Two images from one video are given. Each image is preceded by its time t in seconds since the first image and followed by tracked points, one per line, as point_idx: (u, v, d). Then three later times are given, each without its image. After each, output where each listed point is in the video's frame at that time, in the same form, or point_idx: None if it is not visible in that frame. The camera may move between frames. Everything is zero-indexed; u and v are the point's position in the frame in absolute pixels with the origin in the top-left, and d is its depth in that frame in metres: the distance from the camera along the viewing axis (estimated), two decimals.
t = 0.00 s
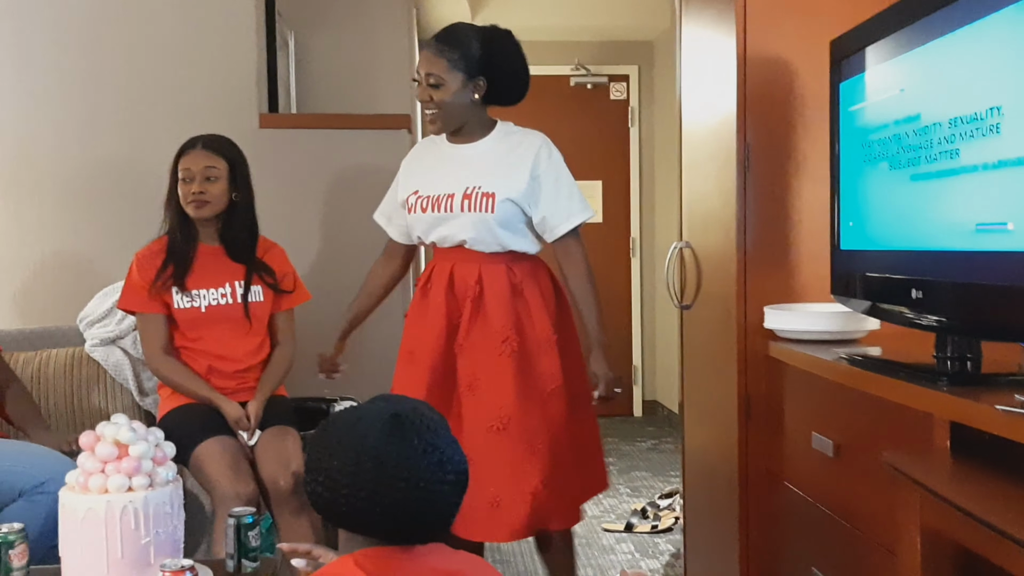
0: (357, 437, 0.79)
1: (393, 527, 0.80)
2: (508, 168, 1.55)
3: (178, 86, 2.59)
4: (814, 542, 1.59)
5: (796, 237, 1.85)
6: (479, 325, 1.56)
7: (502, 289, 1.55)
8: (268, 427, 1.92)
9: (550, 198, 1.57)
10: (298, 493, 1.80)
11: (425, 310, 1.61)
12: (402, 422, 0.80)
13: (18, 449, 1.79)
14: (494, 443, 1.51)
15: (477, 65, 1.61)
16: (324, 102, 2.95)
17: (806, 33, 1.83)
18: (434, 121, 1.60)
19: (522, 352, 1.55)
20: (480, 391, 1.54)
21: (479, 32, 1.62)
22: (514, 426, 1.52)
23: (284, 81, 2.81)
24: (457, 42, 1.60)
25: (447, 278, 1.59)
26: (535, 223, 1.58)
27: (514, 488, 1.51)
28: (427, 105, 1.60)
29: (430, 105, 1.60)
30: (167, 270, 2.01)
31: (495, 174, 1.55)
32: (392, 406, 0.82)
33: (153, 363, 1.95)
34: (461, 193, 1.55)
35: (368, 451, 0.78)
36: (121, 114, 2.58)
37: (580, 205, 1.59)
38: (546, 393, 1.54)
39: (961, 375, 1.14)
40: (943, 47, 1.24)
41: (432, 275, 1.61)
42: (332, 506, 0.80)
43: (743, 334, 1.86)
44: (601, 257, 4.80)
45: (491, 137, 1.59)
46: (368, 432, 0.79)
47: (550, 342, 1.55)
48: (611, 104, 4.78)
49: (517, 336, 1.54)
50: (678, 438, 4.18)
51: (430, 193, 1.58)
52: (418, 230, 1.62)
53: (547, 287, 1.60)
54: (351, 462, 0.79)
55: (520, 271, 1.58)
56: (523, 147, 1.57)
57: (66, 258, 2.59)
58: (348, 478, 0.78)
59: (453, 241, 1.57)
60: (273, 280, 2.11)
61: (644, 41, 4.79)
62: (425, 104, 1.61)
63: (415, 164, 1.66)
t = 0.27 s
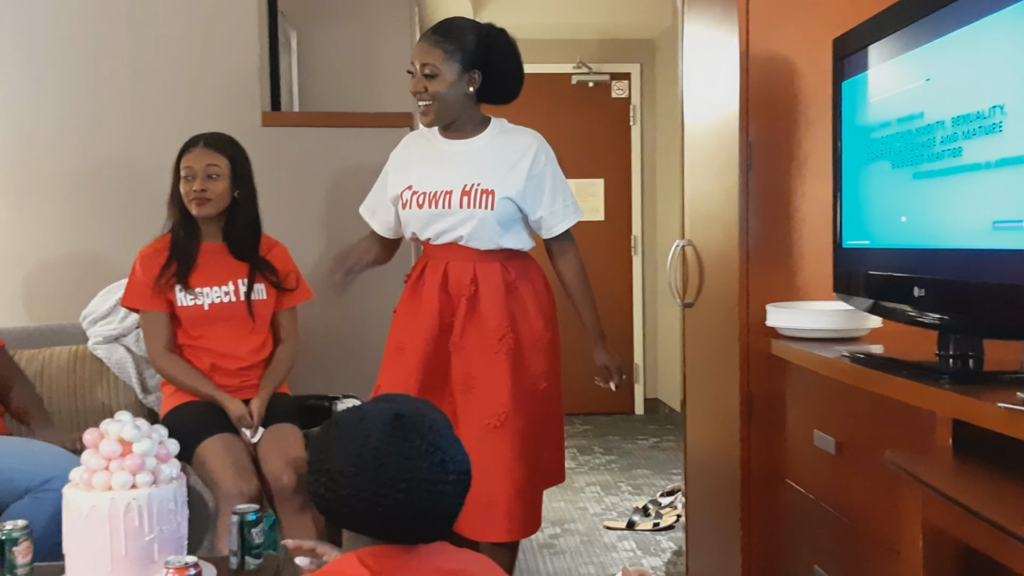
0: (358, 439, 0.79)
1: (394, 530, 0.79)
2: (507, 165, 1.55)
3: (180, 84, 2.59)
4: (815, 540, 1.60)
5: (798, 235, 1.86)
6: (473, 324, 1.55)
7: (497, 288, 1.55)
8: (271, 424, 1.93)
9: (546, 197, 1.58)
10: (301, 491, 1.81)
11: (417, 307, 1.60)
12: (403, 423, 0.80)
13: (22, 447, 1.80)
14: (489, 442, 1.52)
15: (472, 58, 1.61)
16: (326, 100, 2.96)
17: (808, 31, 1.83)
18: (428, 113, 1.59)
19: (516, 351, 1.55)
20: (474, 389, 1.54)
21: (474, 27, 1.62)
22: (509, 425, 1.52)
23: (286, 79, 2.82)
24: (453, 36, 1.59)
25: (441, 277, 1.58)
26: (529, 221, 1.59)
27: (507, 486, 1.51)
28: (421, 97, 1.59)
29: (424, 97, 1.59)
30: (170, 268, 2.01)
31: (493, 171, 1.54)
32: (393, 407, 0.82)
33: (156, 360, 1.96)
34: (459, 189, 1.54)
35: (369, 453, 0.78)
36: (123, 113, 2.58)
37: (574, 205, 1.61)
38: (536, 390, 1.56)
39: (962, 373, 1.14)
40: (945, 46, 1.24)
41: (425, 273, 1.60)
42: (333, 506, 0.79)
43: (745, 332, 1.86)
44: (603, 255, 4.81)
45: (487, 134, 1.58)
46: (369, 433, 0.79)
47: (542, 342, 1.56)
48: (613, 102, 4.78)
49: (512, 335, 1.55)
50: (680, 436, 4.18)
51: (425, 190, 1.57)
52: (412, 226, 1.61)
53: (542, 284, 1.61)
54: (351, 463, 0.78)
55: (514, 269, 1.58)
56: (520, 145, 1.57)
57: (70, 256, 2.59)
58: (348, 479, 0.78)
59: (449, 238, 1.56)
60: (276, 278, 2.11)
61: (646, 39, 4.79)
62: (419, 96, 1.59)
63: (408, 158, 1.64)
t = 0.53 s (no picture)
0: (364, 460, 0.76)
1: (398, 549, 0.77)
2: (509, 157, 1.55)
3: (182, 82, 2.59)
4: (816, 538, 1.60)
5: (799, 234, 1.86)
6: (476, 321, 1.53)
7: (501, 284, 1.53)
8: (273, 422, 1.94)
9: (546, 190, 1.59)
10: (303, 489, 1.82)
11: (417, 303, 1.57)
12: (406, 443, 0.77)
13: (25, 444, 1.81)
14: (495, 441, 1.49)
15: (471, 52, 1.58)
16: (328, 98, 2.96)
17: (810, 30, 1.83)
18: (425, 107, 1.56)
19: (518, 347, 1.54)
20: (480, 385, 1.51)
21: (475, 21, 1.60)
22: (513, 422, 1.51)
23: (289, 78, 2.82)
24: (452, 28, 1.57)
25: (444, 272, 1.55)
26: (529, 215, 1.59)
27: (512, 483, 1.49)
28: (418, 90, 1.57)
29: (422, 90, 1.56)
30: (172, 266, 2.02)
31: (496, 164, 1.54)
32: (397, 423, 0.79)
33: (158, 358, 1.96)
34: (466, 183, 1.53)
35: (378, 476, 0.76)
36: (126, 111, 2.58)
37: (575, 202, 1.62)
38: (537, 386, 1.55)
39: (963, 371, 1.14)
40: (945, 46, 1.24)
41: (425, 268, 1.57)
42: (339, 527, 0.77)
43: (746, 330, 1.87)
44: (604, 253, 4.81)
45: (488, 127, 1.57)
46: (372, 456, 0.76)
47: (543, 338, 1.56)
48: (614, 101, 4.78)
49: (515, 332, 1.53)
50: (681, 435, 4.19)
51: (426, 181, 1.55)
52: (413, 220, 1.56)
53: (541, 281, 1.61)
54: (359, 485, 0.76)
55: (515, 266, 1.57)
56: (522, 138, 1.57)
57: (72, 254, 2.60)
58: (358, 504, 0.75)
59: (455, 233, 1.54)
60: (278, 276, 2.12)
61: (648, 38, 4.79)
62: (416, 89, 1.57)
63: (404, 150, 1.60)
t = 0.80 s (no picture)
0: (343, 489, 0.57)
1: None
2: (515, 153, 1.53)
3: (179, 80, 2.58)
4: (815, 538, 1.59)
5: (798, 233, 1.85)
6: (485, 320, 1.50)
7: (509, 282, 1.52)
8: (270, 421, 1.93)
9: (548, 187, 1.57)
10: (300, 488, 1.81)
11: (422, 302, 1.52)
12: (392, 468, 0.57)
13: (20, 442, 1.80)
14: (508, 441, 1.47)
15: (484, 46, 1.57)
16: (325, 96, 2.95)
17: (808, 29, 1.83)
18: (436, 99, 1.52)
19: (526, 345, 1.52)
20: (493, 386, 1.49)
21: (486, 15, 1.59)
22: (526, 420, 1.50)
23: (286, 76, 2.81)
24: (465, 21, 1.55)
25: (450, 270, 1.51)
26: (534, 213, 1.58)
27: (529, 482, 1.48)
28: (430, 81, 1.52)
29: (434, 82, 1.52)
30: (168, 264, 2.01)
31: (500, 158, 1.52)
32: (388, 439, 0.60)
33: (155, 357, 1.95)
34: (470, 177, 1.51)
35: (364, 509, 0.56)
36: (122, 109, 2.57)
37: (578, 198, 1.61)
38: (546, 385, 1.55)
39: (964, 371, 1.14)
40: (945, 44, 1.24)
41: (428, 265, 1.53)
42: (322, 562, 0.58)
43: (745, 330, 1.86)
44: (602, 253, 4.80)
45: (491, 123, 1.56)
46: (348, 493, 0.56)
47: (548, 337, 1.56)
48: (612, 100, 4.77)
49: (524, 331, 1.52)
50: (679, 434, 4.18)
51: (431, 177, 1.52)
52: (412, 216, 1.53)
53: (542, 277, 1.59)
54: (340, 522, 0.56)
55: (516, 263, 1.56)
56: (525, 134, 1.56)
57: (68, 252, 2.58)
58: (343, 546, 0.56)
59: (456, 229, 1.51)
60: (275, 275, 2.11)
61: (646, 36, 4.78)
62: (427, 80, 1.53)
63: (402, 145, 1.58)
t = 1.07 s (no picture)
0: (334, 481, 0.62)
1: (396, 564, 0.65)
2: (527, 155, 1.52)
3: (183, 79, 2.59)
4: (818, 538, 1.60)
5: (801, 233, 1.86)
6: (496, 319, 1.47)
7: (518, 278, 1.49)
8: (274, 419, 1.93)
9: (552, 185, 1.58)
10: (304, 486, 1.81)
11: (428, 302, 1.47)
12: (375, 458, 0.63)
13: (22, 442, 1.81)
14: (528, 437, 1.44)
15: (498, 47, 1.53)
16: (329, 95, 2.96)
17: (812, 30, 1.83)
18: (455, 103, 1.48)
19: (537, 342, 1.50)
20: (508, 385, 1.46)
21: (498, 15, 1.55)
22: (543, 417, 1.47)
23: (290, 75, 2.82)
24: (482, 20, 1.49)
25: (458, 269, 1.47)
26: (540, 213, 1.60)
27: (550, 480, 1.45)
28: (449, 84, 1.47)
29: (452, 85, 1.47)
30: (173, 261, 2.01)
31: (511, 157, 1.50)
32: (373, 431, 0.66)
33: (159, 354, 1.96)
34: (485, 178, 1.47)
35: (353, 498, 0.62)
36: (127, 108, 2.58)
37: (584, 194, 1.62)
38: (558, 382, 1.51)
39: (967, 371, 1.14)
40: (950, 45, 1.24)
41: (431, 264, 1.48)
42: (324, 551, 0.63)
43: (748, 330, 1.86)
44: (605, 252, 4.81)
45: (500, 123, 1.53)
46: (336, 476, 0.62)
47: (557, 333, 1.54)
48: (616, 100, 4.78)
49: (534, 328, 1.49)
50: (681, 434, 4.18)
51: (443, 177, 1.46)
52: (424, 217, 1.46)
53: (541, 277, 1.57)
54: (334, 510, 0.62)
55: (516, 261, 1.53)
56: (533, 135, 1.54)
57: (72, 250, 2.59)
58: (337, 529, 0.62)
59: (468, 229, 1.47)
60: (280, 273, 2.12)
61: (649, 37, 4.78)
62: (445, 83, 1.47)
63: (408, 142, 1.50)
